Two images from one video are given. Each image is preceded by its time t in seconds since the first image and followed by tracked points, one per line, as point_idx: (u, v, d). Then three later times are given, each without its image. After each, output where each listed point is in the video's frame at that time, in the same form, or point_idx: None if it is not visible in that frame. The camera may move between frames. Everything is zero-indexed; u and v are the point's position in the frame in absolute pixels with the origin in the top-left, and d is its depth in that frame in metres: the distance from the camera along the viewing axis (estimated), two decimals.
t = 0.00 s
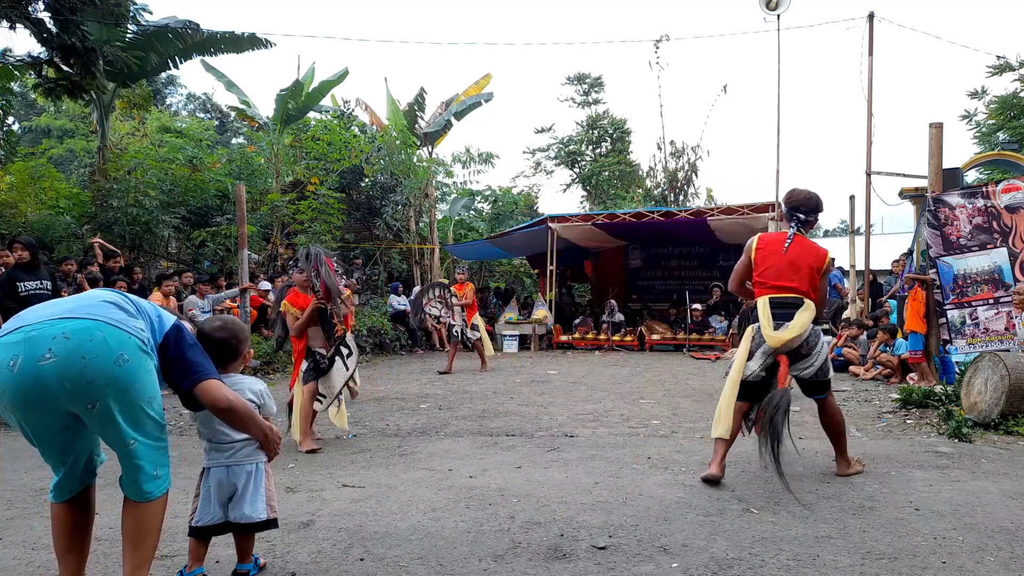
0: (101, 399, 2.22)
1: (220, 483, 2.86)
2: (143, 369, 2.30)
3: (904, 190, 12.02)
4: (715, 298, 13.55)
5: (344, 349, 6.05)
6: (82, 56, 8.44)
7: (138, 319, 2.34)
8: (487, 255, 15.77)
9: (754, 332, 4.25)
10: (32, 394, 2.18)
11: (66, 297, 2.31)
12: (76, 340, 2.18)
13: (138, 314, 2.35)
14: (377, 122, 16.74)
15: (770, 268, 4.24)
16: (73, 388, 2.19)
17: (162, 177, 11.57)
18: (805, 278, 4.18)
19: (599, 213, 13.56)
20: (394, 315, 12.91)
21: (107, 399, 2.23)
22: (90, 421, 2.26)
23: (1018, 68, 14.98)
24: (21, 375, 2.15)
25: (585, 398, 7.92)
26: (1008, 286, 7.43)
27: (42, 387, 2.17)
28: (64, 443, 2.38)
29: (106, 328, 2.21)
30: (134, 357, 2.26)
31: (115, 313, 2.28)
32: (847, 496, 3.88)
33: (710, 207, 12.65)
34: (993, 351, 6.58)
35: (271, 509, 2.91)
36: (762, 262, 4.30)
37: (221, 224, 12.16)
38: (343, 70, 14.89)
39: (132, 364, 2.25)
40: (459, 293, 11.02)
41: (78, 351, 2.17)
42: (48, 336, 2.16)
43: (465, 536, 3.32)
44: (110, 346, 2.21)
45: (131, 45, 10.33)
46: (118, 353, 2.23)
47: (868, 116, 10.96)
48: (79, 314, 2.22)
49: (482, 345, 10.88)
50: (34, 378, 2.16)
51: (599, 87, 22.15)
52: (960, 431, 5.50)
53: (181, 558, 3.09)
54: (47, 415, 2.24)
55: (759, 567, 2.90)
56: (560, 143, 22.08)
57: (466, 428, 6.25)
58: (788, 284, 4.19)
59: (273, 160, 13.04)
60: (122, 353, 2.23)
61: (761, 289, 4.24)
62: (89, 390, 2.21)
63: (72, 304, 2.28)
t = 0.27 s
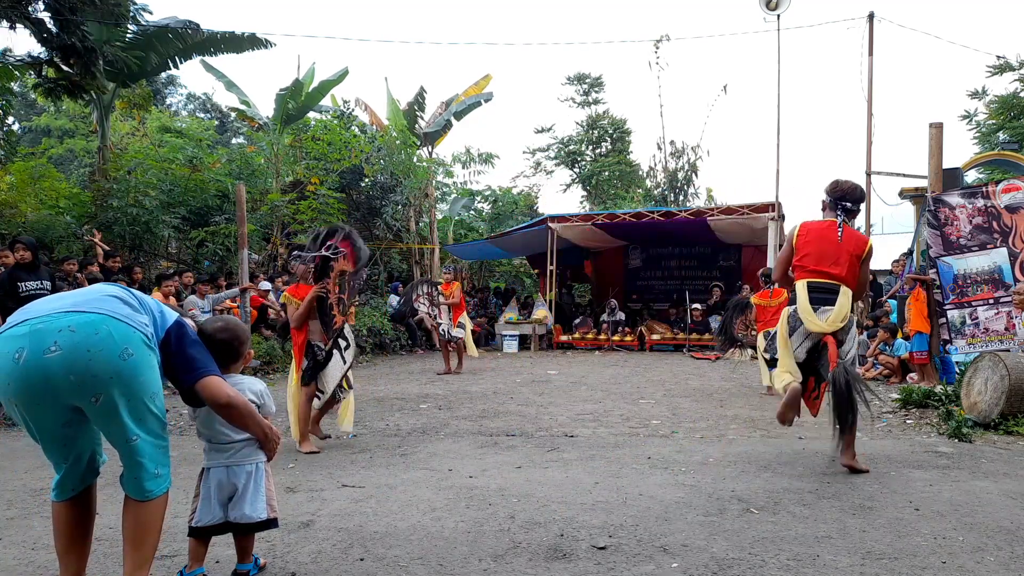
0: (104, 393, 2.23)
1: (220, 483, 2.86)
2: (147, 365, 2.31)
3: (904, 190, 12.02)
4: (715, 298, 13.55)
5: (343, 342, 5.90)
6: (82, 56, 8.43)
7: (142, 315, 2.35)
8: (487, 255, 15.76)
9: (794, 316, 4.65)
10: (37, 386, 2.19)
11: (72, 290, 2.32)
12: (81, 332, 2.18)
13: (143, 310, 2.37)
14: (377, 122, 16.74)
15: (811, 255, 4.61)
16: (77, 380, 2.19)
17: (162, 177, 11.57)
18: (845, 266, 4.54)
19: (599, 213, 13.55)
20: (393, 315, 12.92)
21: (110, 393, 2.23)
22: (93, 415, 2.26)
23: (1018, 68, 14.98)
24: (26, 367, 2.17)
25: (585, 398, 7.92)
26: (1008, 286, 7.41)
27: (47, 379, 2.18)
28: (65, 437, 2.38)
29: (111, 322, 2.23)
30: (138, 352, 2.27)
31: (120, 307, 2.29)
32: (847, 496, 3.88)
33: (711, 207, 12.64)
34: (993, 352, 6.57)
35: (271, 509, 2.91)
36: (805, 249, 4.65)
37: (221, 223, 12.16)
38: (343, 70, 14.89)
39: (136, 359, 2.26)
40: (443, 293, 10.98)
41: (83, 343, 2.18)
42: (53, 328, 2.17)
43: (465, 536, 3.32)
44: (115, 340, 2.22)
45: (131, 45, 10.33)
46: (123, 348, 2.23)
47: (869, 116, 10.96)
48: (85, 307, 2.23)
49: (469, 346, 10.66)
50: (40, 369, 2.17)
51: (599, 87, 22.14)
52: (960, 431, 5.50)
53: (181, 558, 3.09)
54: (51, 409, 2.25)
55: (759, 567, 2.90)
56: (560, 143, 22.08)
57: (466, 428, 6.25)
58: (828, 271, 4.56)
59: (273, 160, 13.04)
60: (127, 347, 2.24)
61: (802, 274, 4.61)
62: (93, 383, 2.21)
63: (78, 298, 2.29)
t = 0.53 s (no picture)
0: (97, 382, 2.23)
1: (220, 483, 2.86)
2: (141, 357, 2.31)
3: (904, 190, 12.02)
4: (714, 298, 13.54)
5: (353, 346, 5.60)
6: (82, 56, 8.43)
7: (139, 307, 2.37)
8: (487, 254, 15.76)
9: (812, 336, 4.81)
10: (31, 373, 2.20)
11: (69, 281, 2.33)
12: (76, 321, 2.19)
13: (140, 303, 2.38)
14: (377, 122, 16.74)
15: (825, 276, 4.74)
16: (71, 369, 2.20)
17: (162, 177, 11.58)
18: (858, 283, 4.65)
19: (599, 213, 13.55)
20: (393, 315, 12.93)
21: (103, 383, 2.24)
22: (85, 406, 2.25)
23: (1018, 68, 14.98)
24: (20, 354, 2.18)
25: (585, 398, 7.92)
26: (1008, 286, 7.44)
27: (41, 367, 2.19)
28: (58, 430, 2.38)
29: (106, 312, 2.24)
30: (132, 343, 2.28)
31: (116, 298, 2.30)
32: (847, 496, 3.88)
33: (710, 207, 12.64)
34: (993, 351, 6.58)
35: (271, 510, 2.91)
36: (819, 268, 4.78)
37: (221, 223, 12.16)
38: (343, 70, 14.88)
39: (129, 350, 2.26)
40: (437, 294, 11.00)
41: (77, 332, 2.19)
42: (48, 316, 2.18)
43: (465, 536, 3.32)
44: (110, 330, 2.23)
45: (131, 46, 10.33)
46: (117, 338, 2.24)
47: (869, 116, 10.96)
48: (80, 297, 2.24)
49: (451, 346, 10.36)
50: (34, 357, 2.18)
51: (599, 87, 22.12)
52: (960, 431, 5.50)
53: (181, 558, 3.09)
54: (44, 398, 2.25)
55: (758, 566, 2.90)
56: (560, 143, 22.07)
57: (466, 428, 6.25)
58: (842, 289, 4.68)
59: (273, 160, 13.04)
60: (121, 338, 2.25)
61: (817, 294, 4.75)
62: (86, 372, 2.21)
63: (75, 287, 2.31)
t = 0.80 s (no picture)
0: (77, 366, 2.20)
1: (220, 484, 2.86)
2: (125, 345, 2.27)
3: (904, 190, 12.02)
4: (714, 298, 13.54)
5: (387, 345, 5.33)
6: (82, 56, 8.43)
7: (128, 293, 2.34)
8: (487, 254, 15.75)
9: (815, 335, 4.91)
10: (15, 353, 2.19)
11: (63, 261, 2.34)
12: (58, 303, 2.18)
13: (130, 290, 2.35)
14: (377, 122, 16.74)
15: (817, 275, 4.83)
16: (51, 352, 2.18)
17: (162, 177, 11.58)
18: (850, 275, 4.72)
19: (599, 213, 13.55)
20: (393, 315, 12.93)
21: (83, 368, 2.20)
22: (66, 392, 2.22)
23: (1018, 68, 14.98)
24: (4, 334, 2.17)
25: (585, 398, 7.92)
26: (1008, 286, 7.41)
27: (24, 347, 2.18)
28: (48, 414, 2.36)
29: (91, 296, 2.21)
30: (115, 329, 2.24)
31: (104, 283, 2.28)
32: (847, 496, 3.88)
33: (710, 207, 12.63)
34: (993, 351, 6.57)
35: (271, 510, 2.91)
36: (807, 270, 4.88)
37: (221, 223, 12.16)
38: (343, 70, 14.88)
39: (111, 336, 2.23)
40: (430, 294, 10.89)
41: (59, 314, 2.17)
42: (33, 297, 2.17)
43: (465, 536, 3.32)
44: (92, 315, 2.20)
45: (131, 45, 10.33)
46: (99, 322, 2.21)
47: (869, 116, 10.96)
48: (67, 279, 2.23)
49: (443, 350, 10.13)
50: (17, 338, 2.17)
51: (599, 87, 22.12)
52: (960, 431, 5.50)
53: (182, 559, 3.09)
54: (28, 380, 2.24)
55: (759, 567, 2.90)
56: (560, 143, 22.07)
57: (466, 428, 6.25)
58: (834, 284, 4.75)
59: (273, 160, 13.04)
60: (103, 323, 2.21)
61: (814, 295, 4.84)
62: (66, 355, 2.18)
63: (66, 270, 2.30)
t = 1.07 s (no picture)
0: (54, 357, 2.16)
1: (221, 484, 2.86)
2: (105, 336, 2.23)
3: (904, 190, 12.02)
4: (714, 298, 13.55)
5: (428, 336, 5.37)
6: (82, 56, 8.43)
7: (114, 286, 2.30)
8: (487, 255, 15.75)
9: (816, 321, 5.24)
10: None
11: (51, 251, 2.32)
12: (37, 292, 2.15)
13: (116, 282, 2.32)
14: (377, 122, 16.74)
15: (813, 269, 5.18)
16: (30, 340, 2.16)
17: (162, 177, 11.59)
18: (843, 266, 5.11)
19: (599, 213, 13.56)
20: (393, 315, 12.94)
21: (60, 358, 2.16)
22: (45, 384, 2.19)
23: (1018, 68, 14.97)
24: None
25: (585, 398, 7.92)
26: (1008, 286, 7.41)
27: (5, 337, 2.16)
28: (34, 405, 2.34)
29: (71, 286, 2.18)
30: (95, 320, 2.20)
31: (86, 272, 2.25)
32: (847, 496, 3.89)
33: (710, 207, 12.63)
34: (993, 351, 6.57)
35: (271, 510, 2.91)
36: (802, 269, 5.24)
37: (221, 224, 12.16)
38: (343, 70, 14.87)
39: (89, 327, 2.19)
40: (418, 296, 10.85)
41: (38, 303, 2.15)
42: (15, 285, 2.16)
43: (465, 536, 3.32)
44: (71, 304, 2.17)
45: (131, 45, 10.33)
46: (78, 313, 2.18)
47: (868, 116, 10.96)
48: (50, 269, 2.21)
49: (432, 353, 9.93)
50: None
51: (599, 87, 22.11)
52: (960, 431, 5.50)
53: (182, 559, 3.09)
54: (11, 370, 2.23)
55: (759, 567, 2.90)
56: (560, 143, 22.07)
57: (466, 428, 6.25)
58: (830, 277, 5.12)
59: (273, 160, 13.04)
60: (82, 313, 2.18)
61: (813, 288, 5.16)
62: (44, 345, 2.15)
63: (54, 260, 2.29)
